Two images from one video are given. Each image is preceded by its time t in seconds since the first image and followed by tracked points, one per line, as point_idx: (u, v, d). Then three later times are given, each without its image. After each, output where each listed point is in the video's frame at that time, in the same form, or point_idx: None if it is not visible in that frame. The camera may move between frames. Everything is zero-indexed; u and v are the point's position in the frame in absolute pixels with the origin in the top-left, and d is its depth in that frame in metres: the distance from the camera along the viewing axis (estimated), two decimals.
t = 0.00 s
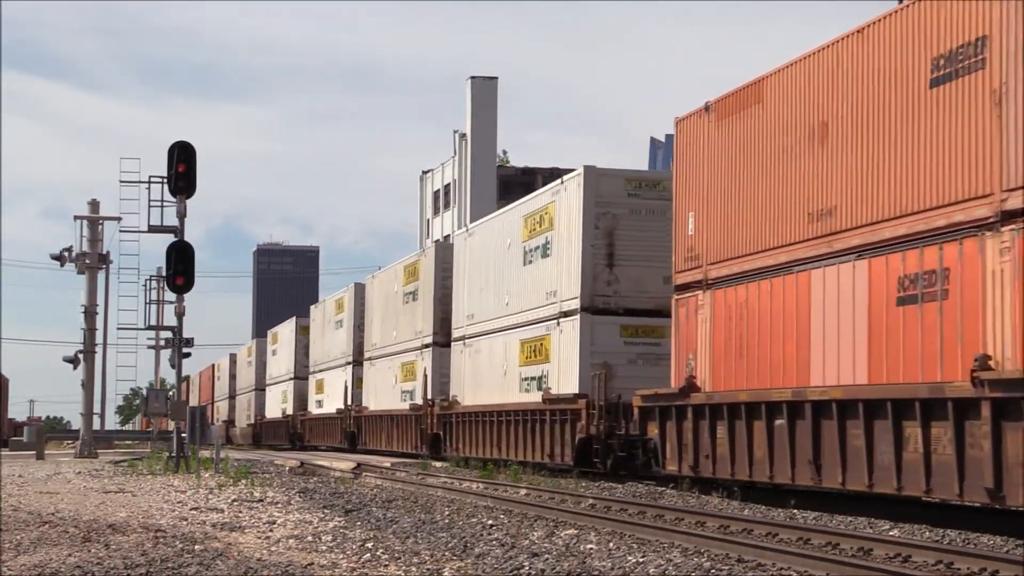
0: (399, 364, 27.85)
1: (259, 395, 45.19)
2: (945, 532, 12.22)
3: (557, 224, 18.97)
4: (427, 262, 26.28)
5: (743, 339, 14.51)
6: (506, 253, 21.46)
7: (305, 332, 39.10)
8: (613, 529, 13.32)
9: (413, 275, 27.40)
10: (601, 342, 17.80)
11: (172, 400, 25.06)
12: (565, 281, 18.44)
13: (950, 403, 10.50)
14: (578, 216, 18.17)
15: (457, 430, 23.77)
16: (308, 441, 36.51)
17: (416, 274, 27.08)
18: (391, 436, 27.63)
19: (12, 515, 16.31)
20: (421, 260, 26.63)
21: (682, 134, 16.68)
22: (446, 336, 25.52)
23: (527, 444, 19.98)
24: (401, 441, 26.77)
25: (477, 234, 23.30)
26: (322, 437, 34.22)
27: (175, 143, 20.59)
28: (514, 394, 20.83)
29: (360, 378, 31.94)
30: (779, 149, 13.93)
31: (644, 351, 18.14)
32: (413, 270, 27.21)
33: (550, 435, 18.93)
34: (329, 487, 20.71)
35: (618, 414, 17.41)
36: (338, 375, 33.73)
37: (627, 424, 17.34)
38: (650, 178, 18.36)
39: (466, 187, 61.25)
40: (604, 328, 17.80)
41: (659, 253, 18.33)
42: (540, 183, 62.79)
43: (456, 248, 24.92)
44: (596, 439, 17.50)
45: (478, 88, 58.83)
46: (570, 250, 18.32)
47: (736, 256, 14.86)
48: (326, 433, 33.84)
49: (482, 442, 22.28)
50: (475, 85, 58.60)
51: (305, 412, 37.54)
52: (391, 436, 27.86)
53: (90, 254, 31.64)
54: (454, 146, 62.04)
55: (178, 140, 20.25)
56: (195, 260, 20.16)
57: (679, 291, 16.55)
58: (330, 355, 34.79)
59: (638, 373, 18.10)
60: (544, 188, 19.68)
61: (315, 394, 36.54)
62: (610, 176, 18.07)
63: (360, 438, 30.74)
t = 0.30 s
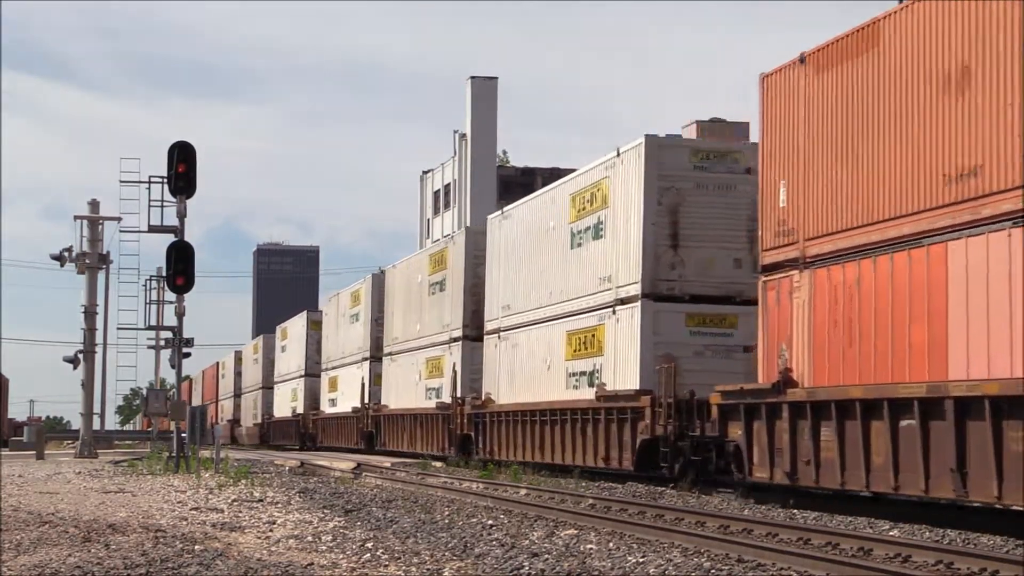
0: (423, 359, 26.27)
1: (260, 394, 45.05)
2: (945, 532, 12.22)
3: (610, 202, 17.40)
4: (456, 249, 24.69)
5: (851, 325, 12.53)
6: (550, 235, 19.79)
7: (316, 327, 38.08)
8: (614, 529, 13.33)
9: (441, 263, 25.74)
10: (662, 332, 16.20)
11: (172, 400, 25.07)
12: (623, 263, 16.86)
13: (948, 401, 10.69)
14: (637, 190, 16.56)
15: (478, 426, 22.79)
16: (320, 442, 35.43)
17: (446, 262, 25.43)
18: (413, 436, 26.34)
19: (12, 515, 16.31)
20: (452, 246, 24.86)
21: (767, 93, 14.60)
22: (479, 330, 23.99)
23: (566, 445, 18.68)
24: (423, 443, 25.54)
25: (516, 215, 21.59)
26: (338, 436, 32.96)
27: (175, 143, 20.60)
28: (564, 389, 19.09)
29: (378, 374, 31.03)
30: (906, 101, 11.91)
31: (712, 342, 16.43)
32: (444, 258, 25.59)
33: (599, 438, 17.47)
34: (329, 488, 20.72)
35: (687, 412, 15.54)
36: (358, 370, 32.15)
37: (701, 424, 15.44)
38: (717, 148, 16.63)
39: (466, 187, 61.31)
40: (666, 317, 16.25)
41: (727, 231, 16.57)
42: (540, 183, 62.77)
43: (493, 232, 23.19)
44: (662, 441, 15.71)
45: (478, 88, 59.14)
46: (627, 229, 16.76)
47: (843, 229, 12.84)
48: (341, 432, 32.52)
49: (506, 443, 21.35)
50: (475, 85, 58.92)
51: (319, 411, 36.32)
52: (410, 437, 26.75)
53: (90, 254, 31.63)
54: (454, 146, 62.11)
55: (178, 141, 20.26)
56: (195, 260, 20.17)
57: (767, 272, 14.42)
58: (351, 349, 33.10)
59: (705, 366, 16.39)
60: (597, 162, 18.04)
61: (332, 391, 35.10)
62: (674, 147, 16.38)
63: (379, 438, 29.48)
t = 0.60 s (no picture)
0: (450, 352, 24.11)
1: (264, 393, 44.32)
2: (945, 532, 11.57)
3: (679, 173, 15.14)
4: (488, 233, 22.06)
5: (968, 343, 9.89)
6: (602, 212, 17.44)
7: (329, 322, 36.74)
8: (613, 529, 12.67)
9: (472, 246, 23.07)
10: (744, 320, 13.88)
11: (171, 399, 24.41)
12: (694, 242, 14.63)
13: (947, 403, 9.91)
14: (710, 157, 14.36)
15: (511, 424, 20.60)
16: (331, 442, 34.02)
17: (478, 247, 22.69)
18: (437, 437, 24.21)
19: (11, 515, 15.67)
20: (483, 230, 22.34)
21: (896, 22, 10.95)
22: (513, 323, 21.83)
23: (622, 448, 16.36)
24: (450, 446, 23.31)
25: (562, 189, 19.10)
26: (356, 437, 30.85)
27: (175, 143, 19.96)
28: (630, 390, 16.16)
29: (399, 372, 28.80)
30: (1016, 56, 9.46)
31: (799, 331, 14.13)
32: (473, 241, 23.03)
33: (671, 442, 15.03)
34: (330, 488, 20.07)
35: (778, 412, 12.83)
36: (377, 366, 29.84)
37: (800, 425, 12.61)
38: (801, 110, 14.44)
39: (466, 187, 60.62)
40: (751, 302, 13.94)
41: (816, 204, 14.29)
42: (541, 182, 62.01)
43: (536, 211, 20.36)
44: (750, 443, 13.03)
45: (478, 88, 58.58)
46: (701, 202, 14.45)
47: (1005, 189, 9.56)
48: (361, 432, 30.36)
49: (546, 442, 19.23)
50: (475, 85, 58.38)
51: (334, 411, 34.26)
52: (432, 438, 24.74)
53: (90, 254, 31.00)
54: (454, 146, 61.44)
55: (178, 140, 19.62)
56: (195, 260, 19.52)
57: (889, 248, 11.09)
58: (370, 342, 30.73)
59: (791, 358, 14.11)
60: (660, 129, 15.80)
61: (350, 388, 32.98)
62: (753, 108, 14.20)
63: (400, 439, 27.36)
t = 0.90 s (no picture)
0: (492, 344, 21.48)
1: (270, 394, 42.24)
2: (944, 532, 10.46)
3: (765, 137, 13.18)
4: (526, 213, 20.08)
5: None
6: (666, 187, 15.50)
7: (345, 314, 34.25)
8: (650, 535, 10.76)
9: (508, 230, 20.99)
10: (847, 304, 11.92)
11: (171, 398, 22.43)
12: (787, 217, 12.65)
13: None
14: (805, 117, 12.43)
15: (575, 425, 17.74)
16: (349, 443, 31.67)
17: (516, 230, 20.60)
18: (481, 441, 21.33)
19: (10, 515, 13.72)
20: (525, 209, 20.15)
21: None
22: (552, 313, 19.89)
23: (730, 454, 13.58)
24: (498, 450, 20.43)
25: (617, 162, 17.11)
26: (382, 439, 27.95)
27: (174, 142, 18.00)
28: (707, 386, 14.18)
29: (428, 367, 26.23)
30: None
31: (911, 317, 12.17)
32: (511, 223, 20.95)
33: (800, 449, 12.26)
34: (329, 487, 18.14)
35: (909, 411, 10.70)
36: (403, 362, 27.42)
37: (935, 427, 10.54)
38: (912, 61, 12.46)
39: (466, 188, 58.59)
40: (854, 285, 11.97)
41: (927, 170, 12.33)
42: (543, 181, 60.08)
43: (582, 188, 18.38)
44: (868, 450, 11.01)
45: (478, 89, 56.59)
46: (796, 172, 12.55)
47: None
48: (389, 435, 27.41)
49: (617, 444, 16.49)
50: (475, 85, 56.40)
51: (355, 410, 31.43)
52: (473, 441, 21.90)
53: (90, 254, 29.04)
54: (454, 146, 59.45)
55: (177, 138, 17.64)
56: (197, 261, 17.59)
57: None
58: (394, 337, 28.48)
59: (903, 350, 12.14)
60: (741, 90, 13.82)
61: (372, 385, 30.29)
62: (858, 60, 12.27)
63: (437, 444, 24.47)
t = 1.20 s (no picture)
0: (511, 341, 21.96)
1: (267, 390, 43.74)
2: (945, 532, 12.23)
3: (806, 125, 13.46)
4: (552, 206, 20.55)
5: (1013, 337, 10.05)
6: (700, 179, 15.90)
7: (358, 308, 34.49)
8: (613, 529, 13.32)
9: (515, 232, 22.29)
10: (995, 282, 10.91)
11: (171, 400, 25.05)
12: (823, 207, 13.06)
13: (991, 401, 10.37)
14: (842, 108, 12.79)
15: (588, 422, 18.32)
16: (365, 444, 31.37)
17: (530, 228, 21.51)
18: (499, 440, 21.84)
19: (12, 515, 16.32)
20: (540, 202, 21.10)
21: None
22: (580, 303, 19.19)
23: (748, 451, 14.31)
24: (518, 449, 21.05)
25: (648, 155, 17.51)
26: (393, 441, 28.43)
27: (175, 143, 20.58)
28: (720, 382, 15.09)
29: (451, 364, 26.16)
30: None
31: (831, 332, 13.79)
32: (514, 231, 22.35)
33: (825, 448, 12.82)
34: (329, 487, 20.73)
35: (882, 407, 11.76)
36: (414, 358, 28.07)
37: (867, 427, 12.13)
38: None
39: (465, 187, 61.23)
40: (1001, 260, 10.91)
41: None
42: (541, 182, 62.58)
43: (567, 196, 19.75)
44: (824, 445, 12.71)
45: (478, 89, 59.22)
46: (832, 166, 12.95)
47: None
48: (400, 435, 27.88)
49: (641, 447, 17.09)
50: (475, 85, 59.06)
51: (367, 408, 31.93)
52: (489, 441, 22.51)
53: (90, 254, 31.64)
54: (454, 146, 62.05)
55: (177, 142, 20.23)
56: (195, 261, 20.18)
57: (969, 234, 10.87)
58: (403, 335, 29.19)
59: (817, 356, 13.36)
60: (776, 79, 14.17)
61: (384, 383, 30.75)
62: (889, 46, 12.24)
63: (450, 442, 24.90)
